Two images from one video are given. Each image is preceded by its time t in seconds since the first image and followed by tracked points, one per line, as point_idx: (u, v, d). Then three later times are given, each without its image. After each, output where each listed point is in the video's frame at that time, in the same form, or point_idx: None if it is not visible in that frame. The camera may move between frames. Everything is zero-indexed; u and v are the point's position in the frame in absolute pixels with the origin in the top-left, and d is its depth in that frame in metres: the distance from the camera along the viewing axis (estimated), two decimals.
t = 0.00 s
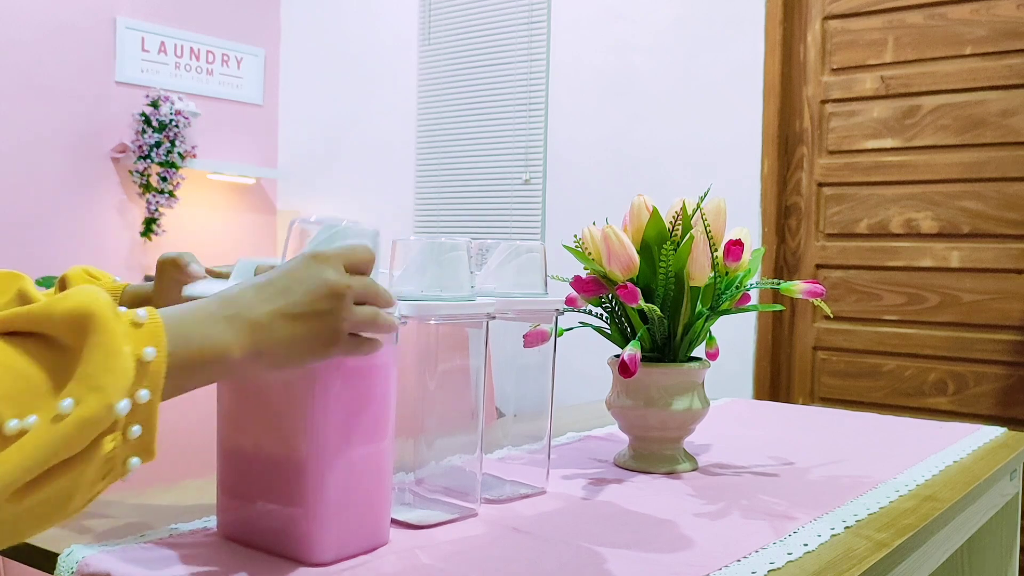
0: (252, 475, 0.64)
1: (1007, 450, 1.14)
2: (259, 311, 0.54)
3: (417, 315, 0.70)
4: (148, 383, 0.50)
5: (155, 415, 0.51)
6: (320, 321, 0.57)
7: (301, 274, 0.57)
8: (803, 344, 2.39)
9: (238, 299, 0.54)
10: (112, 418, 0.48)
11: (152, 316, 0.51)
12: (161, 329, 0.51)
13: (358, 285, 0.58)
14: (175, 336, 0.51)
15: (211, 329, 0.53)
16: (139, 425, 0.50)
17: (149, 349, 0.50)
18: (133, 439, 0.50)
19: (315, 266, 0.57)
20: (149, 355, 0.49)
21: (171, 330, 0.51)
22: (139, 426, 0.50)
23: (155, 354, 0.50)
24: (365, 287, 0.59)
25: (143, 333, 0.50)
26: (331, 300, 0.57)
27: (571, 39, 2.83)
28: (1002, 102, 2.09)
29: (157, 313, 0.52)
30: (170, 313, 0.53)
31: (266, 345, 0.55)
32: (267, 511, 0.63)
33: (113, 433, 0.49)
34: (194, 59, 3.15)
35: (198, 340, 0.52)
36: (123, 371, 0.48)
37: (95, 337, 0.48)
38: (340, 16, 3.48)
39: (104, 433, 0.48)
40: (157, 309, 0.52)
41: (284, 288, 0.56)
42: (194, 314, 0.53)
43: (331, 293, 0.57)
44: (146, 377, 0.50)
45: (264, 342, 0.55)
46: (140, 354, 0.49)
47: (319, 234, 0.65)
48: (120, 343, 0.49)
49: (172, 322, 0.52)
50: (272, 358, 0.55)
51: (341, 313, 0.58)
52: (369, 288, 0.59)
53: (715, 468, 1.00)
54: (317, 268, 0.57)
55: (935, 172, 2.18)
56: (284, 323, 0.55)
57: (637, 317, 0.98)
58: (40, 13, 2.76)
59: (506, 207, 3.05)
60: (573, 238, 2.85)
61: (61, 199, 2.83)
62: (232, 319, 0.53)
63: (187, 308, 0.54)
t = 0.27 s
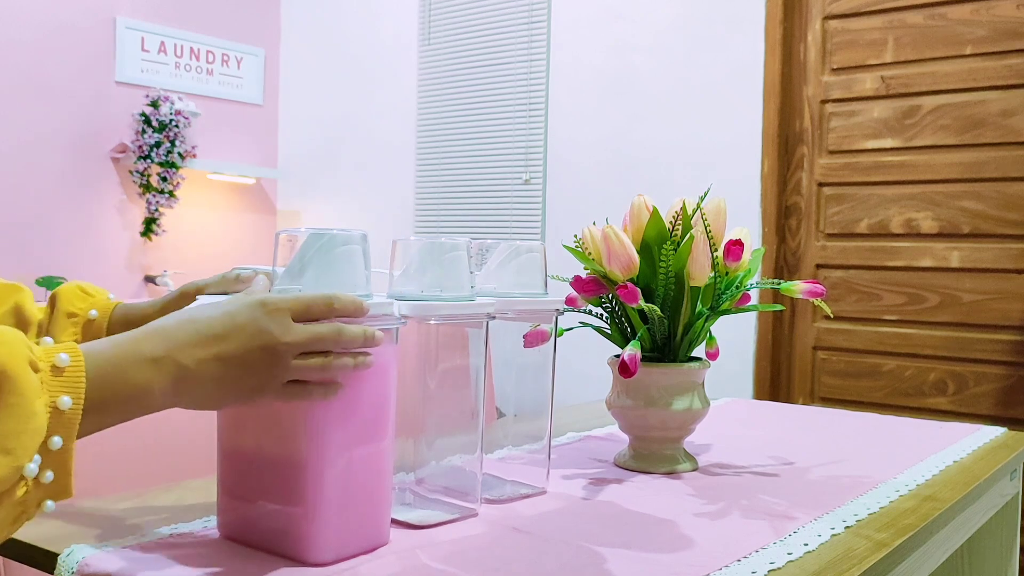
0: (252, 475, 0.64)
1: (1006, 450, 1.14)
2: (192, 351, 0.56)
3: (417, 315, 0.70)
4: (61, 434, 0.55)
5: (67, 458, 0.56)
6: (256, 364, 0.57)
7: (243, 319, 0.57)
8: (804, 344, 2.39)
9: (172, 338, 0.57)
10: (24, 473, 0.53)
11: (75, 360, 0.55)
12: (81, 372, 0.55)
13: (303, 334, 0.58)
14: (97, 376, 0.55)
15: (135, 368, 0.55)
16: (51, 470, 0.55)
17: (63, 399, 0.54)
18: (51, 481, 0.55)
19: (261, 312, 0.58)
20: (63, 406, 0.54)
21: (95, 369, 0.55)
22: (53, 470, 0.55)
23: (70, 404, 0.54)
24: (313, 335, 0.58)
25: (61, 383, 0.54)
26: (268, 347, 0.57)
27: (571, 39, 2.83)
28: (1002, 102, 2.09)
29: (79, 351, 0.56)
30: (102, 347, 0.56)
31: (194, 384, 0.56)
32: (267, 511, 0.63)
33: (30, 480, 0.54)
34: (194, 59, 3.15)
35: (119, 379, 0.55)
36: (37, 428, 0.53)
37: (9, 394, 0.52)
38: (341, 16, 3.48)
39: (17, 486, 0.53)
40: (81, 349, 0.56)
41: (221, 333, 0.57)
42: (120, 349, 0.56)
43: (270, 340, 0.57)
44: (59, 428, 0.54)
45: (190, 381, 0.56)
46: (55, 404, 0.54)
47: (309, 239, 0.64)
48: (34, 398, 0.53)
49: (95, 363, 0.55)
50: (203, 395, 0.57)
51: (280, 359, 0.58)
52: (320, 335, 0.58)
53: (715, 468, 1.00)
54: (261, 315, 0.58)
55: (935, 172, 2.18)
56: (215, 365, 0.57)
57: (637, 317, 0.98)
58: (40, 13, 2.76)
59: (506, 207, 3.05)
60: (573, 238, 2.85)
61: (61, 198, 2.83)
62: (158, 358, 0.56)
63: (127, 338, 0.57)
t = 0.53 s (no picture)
0: (251, 476, 0.64)
1: (1006, 450, 1.14)
2: (191, 364, 0.58)
3: (417, 315, 0.70)
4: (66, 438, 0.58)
5: (71, 461, 0.59)
6: (254, 380, 0.59)
7: (244, 335, 0.58)
8: (803, 344, 2.39)
9: (170, 351, 0.58)
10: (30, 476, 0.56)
11: (81, 367, 0.58)
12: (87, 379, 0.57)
13: (304, 352, 0.59)
14: (98, 385, 0.57)
15: (133, 378, 0.57)
16: (55, 472, 0.58)
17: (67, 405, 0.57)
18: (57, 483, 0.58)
19: (263, 329, 0.58)
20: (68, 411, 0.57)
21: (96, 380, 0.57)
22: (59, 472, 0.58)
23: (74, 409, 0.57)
24: (314, 354, 0.59)
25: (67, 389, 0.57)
26: (268, 364, 0.58)
27: (571, 39, 2.83)
28: (1002, 102, 2.09)
29: (87, 359, 0.58)
30: (105, 355, 0.59)
31: (192, 396, 0.58)
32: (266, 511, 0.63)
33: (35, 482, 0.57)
34: (194, 59, 3.15)
35: (119, 390, 0.57)
36: (42, 431, 0.56)
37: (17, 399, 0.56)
38: (341, 16, 3.48)
39: (23, 487, 0.56)
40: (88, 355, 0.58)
41: (220, 348, 0.58)
42: (121, 358, 0.58)
43: (270, 358, 0.58)
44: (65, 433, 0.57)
45: (189, 394, 0.58)
46: (61, 409, 0.57)
47: (315, 241, 0.64)
48: (41, 403, 0.56)
49: (98, 371, 0.58)
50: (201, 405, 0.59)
51: (280, 375, 0.59)
52: (321, 354, 0.59)
53: (715, 468, 1.00)
54: (263, 333, 0.58)
55: (934, 172, 2.18)
56: (213, 378, 0.58)
57: (637, 317, 0.98)
58: (40, 13, 2.76)
59: (506, 207, 3.05)
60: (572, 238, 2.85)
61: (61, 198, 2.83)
62: (158, 372, 0.58)
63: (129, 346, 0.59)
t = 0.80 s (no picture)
0: (249, 476, 0.64)
1: (1006, 450, 1.14)
2: (188, 362, 0.60)
3: (417, 315, 0.70)
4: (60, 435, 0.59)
5: (63, 458, 0.61)
6: (249, 379, 0.60)
7: (240, 333, 0.60)
8: (804, 344, 2.39)
9: (168, 349, 0.60)
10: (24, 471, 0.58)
11: (78, 364, 0.59)
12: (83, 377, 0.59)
13: (300, 350, 0.59)
14: (96, 381, 0.59)
15: (132, 376, 0.59)
16: (48, 469, 0.60)
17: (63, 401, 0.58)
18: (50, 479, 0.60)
19: (259, 327, 0.60)
20: (63, 408, 0.58)
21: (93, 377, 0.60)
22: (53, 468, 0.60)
23: (70, 406, 0.59)
24: (312, 351, 0.60)
25: (63, 386, 0.59)
26: (264, 362, 0.59)
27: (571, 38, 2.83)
28: (1002, 103, 2.09)
29: (82, 356, 0.60)
30: (105, 352, 0.61)
31: (189, 394, 0.60)
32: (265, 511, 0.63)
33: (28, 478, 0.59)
34: (194, 59, 3.15)
35: (116, 386, 0.59)
36: (37, 428, 0.58)
37: (14, 395, 0.57)
38: (341, 16, 3.49)
39: (17, 482, 0.58)
40: (85, 353, 0.60)
41: (217, 345, 0.60)
42: (119, 356, 0.60)
43: (266, 356, 0.59)
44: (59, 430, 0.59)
45: (187, 392, 0.60)
46: (56, 406, 0.59)
47: (315, 243, 0.64)
48: (36, 399, 0.58)
49: (96, 368, 0.60)
50: (199, 403, 0.60)
51: (276, 374, 0.59)
52: (317, 351, 0.60)
53: (715, 468, 1.00)
54: (259, 330, 0.60)
55: (934, 172, 2.18)
56: (209, 377, 0.60)
57: (637, 317, 0.98)
58: (40, 13, 2.76)
59: (506, 207, 3.05)
60: (572, 238, 2.85)
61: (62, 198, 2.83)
62: (156, 369, 0.59)
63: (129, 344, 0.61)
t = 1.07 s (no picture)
0: (242, 478, 0.63)
1: (1006, 450, 1.14)
2: (196, 362, 0.59)
3: (416, 315, 0.70)
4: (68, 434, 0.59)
5: (71, 458, 0.61)
6: (255, 380, 0.59)
7: (247, 333, 0.59)
8: (803, 344, 2.39)
9: (175, 350, 0.60)
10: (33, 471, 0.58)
11: (86, 364, 0.59)
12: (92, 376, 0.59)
13: (306, 350, 0.59)
14: (105, 381, 0.59)
15: (139, 376, 0.59)
16: (55, 468, 0.60)
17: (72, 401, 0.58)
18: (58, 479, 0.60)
19: (265, 327, 0.59)
20: (71, 407, 0.58)
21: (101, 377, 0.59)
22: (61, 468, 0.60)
23: (78, 405, 0.59)
24: (316, 350, 0.59)
25: (71, 385, 0.59)
26: (270, 362, 0.59)
27: (571, 38, 2.83)
28: (1002, 103, 2.09)
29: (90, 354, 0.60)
30: (111, 352, 0.61)
31: (197, 395, 0.59)
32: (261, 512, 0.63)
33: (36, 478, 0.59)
34: (194, 59, 3.15)
35: (125, 386, 0.59)
36: (45, 427, 0.58)
37: (22, 394, 0.57)
38: (341, 16, 3.49)
39: (24, 481, 0.58)
40: (93, 353, 0.60)
41: (225, 346, 0.59)
42: (126, 357, 0.60)
43: (273, 356, 0.59)
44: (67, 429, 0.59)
45: (194, 393, 0.59)
46: (64, 405, 0.58)
47: (314, 244, 0.64)
48: (44, 398, 0.58)
49: (103, 368, 0.59)
50: (205, 403, 0.60)
51: (281, 373, 0.59)
52: (322, 350, 0.60)
53: (715, 468, 1.00)
54: (266, 330, 0.59)
55: (934, 172, 2.18)
56: (214, 377, 0.59)
57: (637, 317, 0.98)
58: (40, 13, 2.76)
59: (506, 207, 3.05)
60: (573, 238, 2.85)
61: (62, 199, 2.83)
62: (164, 370, 0.59)
63: (135, 345, 0.60)
